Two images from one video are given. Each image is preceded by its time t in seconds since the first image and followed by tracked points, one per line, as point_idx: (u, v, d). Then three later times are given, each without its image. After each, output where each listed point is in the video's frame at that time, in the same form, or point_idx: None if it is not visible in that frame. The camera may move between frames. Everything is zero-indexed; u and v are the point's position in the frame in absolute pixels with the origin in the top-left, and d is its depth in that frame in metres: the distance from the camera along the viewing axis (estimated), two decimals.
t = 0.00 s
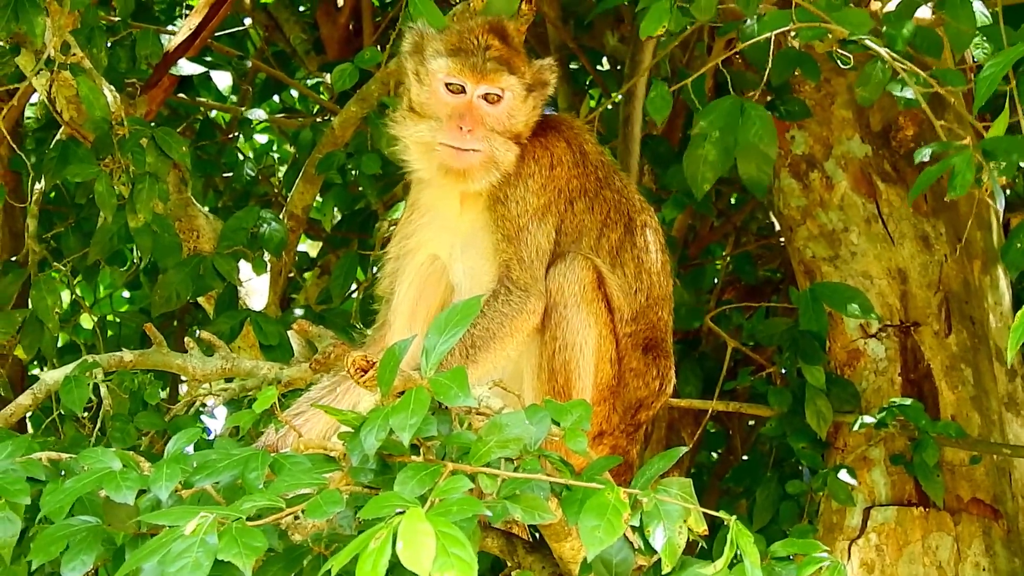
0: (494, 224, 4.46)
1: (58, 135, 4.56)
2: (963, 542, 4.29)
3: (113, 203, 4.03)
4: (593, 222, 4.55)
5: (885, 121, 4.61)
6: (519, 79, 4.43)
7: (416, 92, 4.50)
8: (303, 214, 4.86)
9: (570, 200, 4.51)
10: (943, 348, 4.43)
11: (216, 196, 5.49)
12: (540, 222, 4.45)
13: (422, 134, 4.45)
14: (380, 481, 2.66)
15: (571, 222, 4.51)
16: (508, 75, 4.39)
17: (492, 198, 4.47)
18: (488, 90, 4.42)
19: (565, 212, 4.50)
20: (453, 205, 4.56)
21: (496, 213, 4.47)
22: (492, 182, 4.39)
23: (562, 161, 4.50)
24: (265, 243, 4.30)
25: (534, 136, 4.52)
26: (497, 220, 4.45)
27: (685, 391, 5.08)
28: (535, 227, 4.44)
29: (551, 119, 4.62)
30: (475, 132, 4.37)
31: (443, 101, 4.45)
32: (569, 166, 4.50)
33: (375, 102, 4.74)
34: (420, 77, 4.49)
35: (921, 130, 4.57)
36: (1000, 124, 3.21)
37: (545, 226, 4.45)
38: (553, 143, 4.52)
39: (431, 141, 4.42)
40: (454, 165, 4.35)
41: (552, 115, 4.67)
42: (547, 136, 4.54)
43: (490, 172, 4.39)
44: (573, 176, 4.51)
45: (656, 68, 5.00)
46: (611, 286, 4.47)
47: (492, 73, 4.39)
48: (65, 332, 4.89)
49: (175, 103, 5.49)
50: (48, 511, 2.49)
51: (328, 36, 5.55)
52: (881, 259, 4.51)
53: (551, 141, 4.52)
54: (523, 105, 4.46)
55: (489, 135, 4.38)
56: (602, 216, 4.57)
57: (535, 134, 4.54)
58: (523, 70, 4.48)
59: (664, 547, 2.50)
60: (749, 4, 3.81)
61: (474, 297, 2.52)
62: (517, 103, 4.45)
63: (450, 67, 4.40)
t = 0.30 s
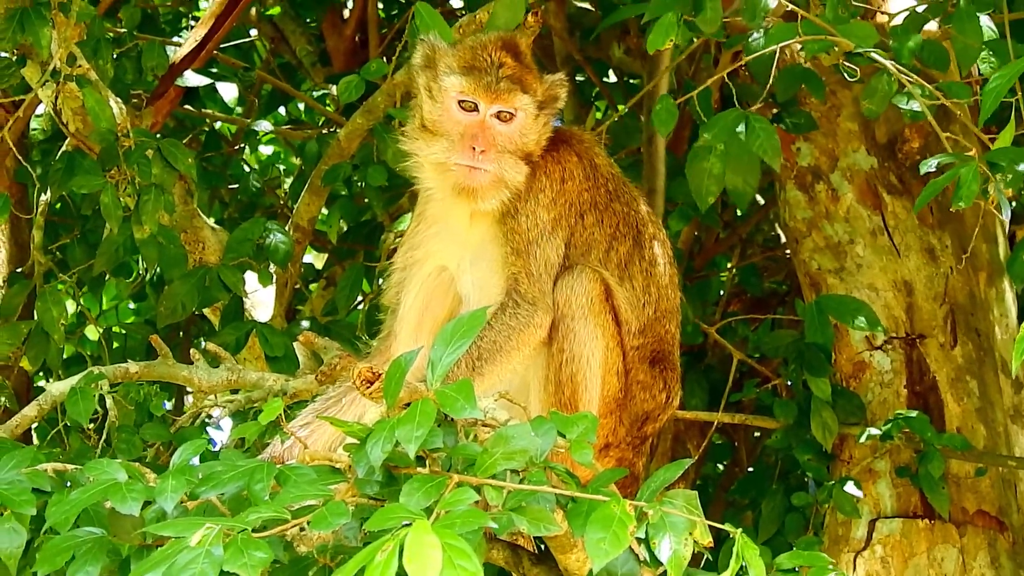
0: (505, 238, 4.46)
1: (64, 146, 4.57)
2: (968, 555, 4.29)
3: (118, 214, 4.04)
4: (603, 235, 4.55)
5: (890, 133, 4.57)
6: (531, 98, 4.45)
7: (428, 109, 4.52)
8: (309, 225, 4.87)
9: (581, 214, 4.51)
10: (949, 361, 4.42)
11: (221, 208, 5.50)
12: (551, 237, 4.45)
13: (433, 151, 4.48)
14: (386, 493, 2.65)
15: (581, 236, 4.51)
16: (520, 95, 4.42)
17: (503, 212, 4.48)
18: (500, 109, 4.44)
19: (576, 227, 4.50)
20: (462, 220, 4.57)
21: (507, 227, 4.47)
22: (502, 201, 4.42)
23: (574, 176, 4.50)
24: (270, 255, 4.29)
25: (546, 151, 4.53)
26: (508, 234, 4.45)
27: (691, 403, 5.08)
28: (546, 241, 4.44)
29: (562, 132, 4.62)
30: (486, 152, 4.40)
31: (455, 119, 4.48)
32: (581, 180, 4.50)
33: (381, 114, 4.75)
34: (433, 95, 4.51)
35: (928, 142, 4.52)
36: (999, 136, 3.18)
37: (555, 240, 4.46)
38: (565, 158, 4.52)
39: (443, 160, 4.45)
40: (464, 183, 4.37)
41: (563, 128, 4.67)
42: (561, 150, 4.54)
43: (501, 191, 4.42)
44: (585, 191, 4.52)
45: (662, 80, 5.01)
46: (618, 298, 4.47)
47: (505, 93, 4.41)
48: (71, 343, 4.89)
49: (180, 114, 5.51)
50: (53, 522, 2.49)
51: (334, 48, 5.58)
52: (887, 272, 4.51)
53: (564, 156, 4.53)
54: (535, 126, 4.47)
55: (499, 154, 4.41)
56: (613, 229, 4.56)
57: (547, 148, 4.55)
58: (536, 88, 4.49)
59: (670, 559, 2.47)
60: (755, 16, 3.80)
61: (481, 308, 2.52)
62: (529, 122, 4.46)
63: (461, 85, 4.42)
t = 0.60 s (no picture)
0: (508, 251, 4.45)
1: (68, 158, 4.57)
2: (972, 568, 4.30)
3: (123, 226, 4.04)
4: (607, 248, 4.55)
5: (895, 145, 4.58)
6: (532, 113, 4.46)
7: (429, 125, 4.53)
8: (313, 237, 4.87)
9: (584, 227, 4.51)
10: (953, 373, 4.44)
11: (225, 220, 5.52)
12: (555, 250, 4.45)
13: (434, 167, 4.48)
14: (390, 506, 2.65)
15: (585, 250, 4.51)
16: (522, 110, 4.43)
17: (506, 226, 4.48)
18: (502, 125, 4.45)
19: (580, 240, 4.50)
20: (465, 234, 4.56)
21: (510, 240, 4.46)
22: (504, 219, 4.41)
23: (577, 189, 4.50)
24: (275, 267, 4.30)
25: (549, 164, 4.53)
26: (511, 247, 4.44)
27: (695, 415, 5.08)
28: (549, 254, 4.44)
29: (566, 145, 4.62)
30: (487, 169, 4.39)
31: (456, 135, 4.48)
32: (584, 193, 4.50)
33: (385, 126, 4.75)
34: (435, 111, 4.52)
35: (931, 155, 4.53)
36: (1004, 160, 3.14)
37: (559, 253, 4.46)
38: (568, 171, 4.53)
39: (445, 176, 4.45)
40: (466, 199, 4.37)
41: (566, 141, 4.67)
42: (564, 163, 4.55)
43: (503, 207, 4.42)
44: (588, 203, 4.52)
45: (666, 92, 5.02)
46: (622, 311, 4.45)
47: (507, 109, 4.43)
48: (74, 355, 4.89)
49: (184, 126, 5.52)
50: (57, 534, 2.48)
51: (339, 60, 5.59)
52: (891, 284, 4.53)
53: (567, 168, 4.53)
54: (537, 141, 4.48)
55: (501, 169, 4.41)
56: (616, 242, 4.57)
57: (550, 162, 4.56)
58: (537, 103, 4.51)
59: (675, 571, 2.49)
60: (759, 30, 3.79)
61: (484, 320, 2.52)
62: (531, 137, 4.47)
63: (463, 101, 4.44)
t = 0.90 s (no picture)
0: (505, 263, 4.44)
1: (70, 168, 4.57)
2: None
3: (124, 237, 4.04)
4: (604, 257, 4.55)
5: (898, 157, 4.57)
6: (518, 122, 4.46)
7: (417, 138, 4.53)
8: (314, 248, 4.85)
9: (581, 236, 4.51)
10: (954, 386, 4.45)
11: (228, 231, 5.52)
12: (554, 260, 4.44)
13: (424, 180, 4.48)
14: (392, 517, 2.64)
15: (583, 259, 4.51)
16: (506, 118, 4.42)
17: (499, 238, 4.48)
18: (487, 135, 4.45)
19: (577, 250, 4.50)
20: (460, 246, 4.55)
21: (505, 250, 4.45)
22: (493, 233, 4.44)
23: (572, 198, 4.50)
24: (276, 278, 4.30)
25: (541, 173, 4.53)
26: (510, 259, 4.43)
27: (696, 426, 5.08)
28: (548, 265, 4.42)
29: (560, 156, 4.62)
30: (472, 179, 4.40)
31: (442, 146, 4.47)
32: (579, 203, 4.50)
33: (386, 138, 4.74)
34: (421, 123, 4.51)
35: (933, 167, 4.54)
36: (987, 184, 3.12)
37: (556, 263, 4.44)
38: (562, 180, 4.52)
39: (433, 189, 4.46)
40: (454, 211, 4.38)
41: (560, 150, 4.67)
42: (557, 172, 4.54)
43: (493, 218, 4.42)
44: (584, 213, 4.51)
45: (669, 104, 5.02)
46: (622, 322, 4.47)
47: (490, 118, 4.42)
48: (76, 366, 4.89)
49: (186, 137, 5.53)
50: (58, 544, 2.47)
51: (341, 71, 5.59)
52: (892, 297, 4.53)
53: (561, 177, 4.52)
54: (523, 149, 4.48)
55: (486, 179, 4.42)
56: (614, 251, 4.57)
57: (542, 171, 4.55)
58: (523, 111, 4.49)
59: None
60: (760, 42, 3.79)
61: (487, 332, 2.52)
62: (517, 146, 4.47)
63: (448, 112, 4.43)
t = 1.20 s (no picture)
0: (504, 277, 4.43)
1: (70, 179, 4.57)
2: None
3: (123, 248, 4.04)
4: (601, 267, 4.55)
5: (896, 167, 4.58)
6: (517, 136, 4.42)
7: (416, 152, 4.48)
8: (313, 259, 4.85)
9: (578, 247, 4.51)
10: (953, 396, 4.45)
11: (227, 242, 5.53)
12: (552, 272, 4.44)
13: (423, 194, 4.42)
14: (390, 528, 2.63)
15: (580, 270, 4.52)
16: (506, 131, 4.39)
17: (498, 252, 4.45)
18: (487, 148, 4.40)
19: (574, 261, 4.50)
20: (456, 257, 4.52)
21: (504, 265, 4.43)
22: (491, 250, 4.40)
23: (570, 210, 4.49)
24: (276, 288, 4.30)
25: (539, 185, 4.50)
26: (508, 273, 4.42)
27: (695, 436, 5.08)
28: (546, 277, 4.42)
29: (557, 166, 4.60)
30: (475, 193, 4.35)
31: (442, 161, 4.42)
32: (577, 214, 4.50)
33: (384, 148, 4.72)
34: (420, 137, 4.47)
35: (932, 178, 4.54)
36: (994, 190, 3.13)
37: (552, 274, 4.44)
38: (560, 192, 4.50)
39: (434, 205, 4.40)
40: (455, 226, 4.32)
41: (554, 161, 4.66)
42: (553, 183, 4.52)
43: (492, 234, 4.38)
44: (580, 224, 4.51)
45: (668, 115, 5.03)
46: (620, 333, 4.47)
47: (490, 130, 4.38)
48: (75, 377, 4.89)
49: (185, 148, 5.53)
50: (56, 557, 2.46)
51: (340, 82, 5.59)
52: (892, 307, 4.53)
53: (557, 189, 4.51)
54: (522, 164, 4.44)
55: (488, 193, 4.38)
56: (609, 261, 4.57)
57: (539, 183, 4.53)
58: (521, 124, 4.46)
59: None
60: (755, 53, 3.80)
61: (484, 343, 2.52)
62: (516, 159, 4.43)
63: (449, 126, 4.39)
